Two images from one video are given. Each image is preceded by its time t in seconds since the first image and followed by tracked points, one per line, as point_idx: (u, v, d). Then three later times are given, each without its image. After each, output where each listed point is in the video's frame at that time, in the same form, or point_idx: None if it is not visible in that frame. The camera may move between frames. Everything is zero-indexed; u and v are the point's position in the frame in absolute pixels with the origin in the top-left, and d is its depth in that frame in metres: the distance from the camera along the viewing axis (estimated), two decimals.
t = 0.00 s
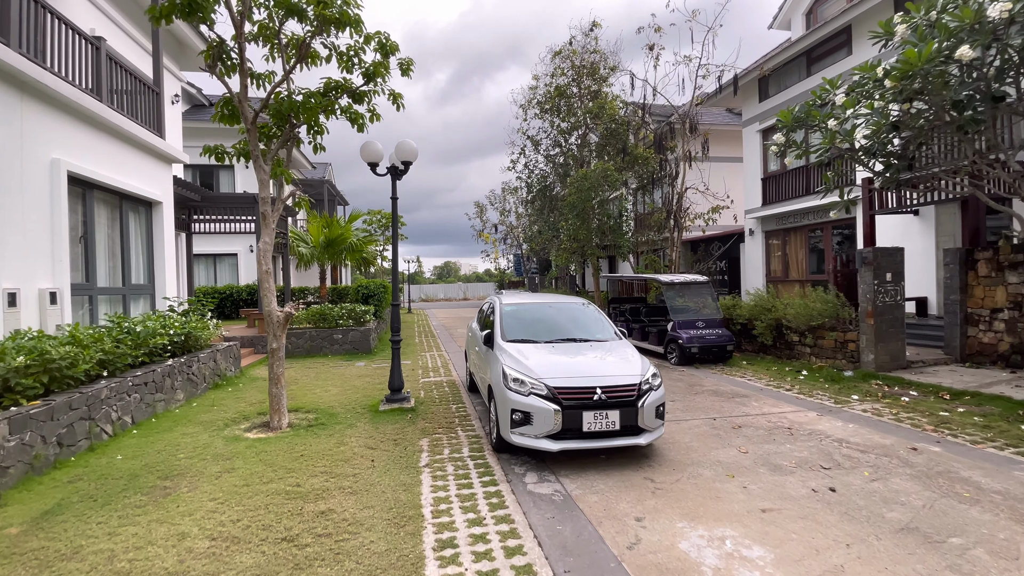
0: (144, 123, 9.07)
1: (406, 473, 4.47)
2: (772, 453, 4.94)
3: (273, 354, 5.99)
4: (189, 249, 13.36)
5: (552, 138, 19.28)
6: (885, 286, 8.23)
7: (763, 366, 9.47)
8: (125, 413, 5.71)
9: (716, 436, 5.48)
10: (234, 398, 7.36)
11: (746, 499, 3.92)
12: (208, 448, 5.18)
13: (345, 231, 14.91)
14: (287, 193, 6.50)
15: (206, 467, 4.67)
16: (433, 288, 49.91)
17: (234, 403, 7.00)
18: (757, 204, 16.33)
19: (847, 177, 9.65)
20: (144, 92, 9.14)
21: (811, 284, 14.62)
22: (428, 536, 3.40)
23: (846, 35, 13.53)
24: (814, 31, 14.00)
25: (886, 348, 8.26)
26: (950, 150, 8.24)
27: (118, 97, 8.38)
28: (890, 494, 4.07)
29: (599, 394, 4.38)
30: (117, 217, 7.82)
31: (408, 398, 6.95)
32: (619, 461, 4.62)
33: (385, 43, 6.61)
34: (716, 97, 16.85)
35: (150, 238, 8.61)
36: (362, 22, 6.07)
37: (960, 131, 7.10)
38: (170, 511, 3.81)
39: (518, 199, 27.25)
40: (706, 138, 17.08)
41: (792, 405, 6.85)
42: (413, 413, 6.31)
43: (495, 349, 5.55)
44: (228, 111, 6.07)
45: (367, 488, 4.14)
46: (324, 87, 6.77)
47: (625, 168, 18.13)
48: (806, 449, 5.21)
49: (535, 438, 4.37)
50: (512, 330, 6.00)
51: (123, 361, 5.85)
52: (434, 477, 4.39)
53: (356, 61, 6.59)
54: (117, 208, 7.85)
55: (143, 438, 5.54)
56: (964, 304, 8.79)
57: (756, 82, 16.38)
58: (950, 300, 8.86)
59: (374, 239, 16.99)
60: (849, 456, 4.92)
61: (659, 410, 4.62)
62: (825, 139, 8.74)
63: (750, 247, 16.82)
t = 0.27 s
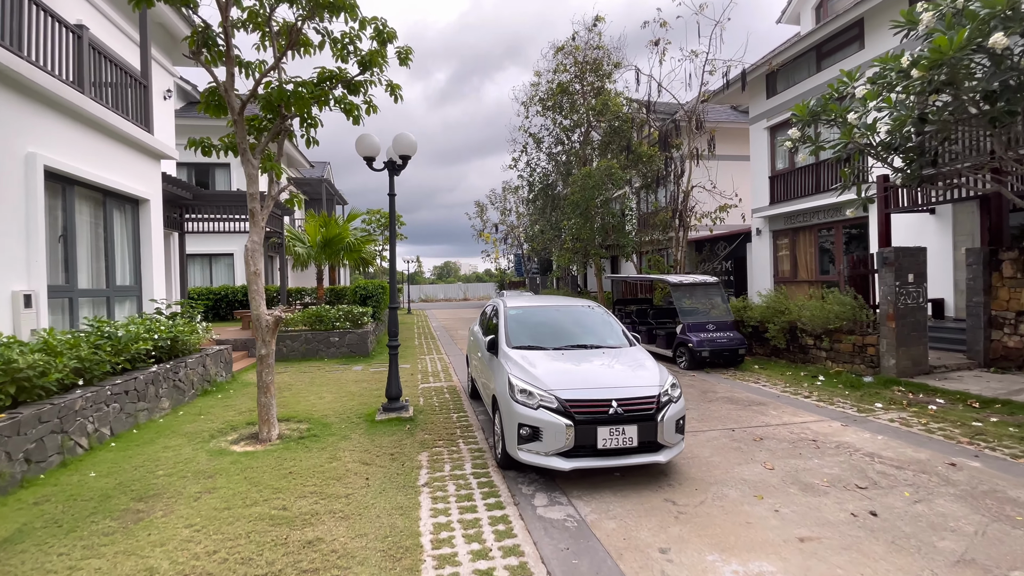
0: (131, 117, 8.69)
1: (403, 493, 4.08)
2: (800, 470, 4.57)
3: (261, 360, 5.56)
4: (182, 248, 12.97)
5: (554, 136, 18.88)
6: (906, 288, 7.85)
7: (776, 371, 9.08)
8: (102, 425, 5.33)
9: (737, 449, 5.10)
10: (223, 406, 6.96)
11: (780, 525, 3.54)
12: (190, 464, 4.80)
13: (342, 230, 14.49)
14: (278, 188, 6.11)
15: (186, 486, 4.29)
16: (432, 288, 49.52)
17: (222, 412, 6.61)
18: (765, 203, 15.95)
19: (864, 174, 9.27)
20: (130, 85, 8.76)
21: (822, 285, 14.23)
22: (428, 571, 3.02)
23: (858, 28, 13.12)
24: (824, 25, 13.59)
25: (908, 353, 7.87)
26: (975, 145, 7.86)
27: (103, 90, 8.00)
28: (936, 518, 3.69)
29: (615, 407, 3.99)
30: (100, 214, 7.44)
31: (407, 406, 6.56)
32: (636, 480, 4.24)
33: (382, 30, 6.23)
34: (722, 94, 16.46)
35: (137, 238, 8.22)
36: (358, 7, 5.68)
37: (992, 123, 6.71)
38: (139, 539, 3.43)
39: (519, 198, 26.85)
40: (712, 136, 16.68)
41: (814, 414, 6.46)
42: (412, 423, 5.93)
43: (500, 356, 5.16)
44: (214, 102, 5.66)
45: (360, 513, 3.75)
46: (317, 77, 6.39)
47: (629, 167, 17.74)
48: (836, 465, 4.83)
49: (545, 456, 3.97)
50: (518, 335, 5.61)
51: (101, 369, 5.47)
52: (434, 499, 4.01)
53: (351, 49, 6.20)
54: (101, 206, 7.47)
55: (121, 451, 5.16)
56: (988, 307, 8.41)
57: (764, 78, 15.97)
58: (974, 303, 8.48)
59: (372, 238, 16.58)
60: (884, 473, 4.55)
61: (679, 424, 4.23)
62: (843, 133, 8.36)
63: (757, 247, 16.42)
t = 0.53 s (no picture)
0: (115, 109, 8.28)
1: (396, 514, 3.68)
2: (832, 486, 4.18)
3: (245, 365, 5.13)
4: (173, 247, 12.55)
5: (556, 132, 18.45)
6: (930, 286, 7.45)
7: (790, 374, 8.68)
8: (73, 435, 4.93)
9: (761, 461, 4.72)
10: (208, 412, 6.56)
11: (821, 551, 3.15)
12: (166, 478, 4.41)
13: (339, 228, 14.07)
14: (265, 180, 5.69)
15: (158, 505, 3.88)
16: (432, 287, 49.12)
17: (207, 418, 6.20)
18: (773, 200, 15.54)
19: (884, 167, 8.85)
20: (114, 74, 8.34)
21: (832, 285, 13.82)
22: None
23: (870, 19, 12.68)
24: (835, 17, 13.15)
25: (931, 355, 7.47)
26: (1003, 137, 7.46)
27: (84, 79, 7.59)
28: (994, 545, 3.30)
29: (632, 417, 3.59)
30: (79, 209, 7.04)
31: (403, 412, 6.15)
32: (655, 498, 3.84)
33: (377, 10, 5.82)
34: (729, 89, 16.04)
35: (119, 235, 7.81)
36: None
37: None
38: (98, 570, 3.03)
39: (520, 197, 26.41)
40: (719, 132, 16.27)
41: (837, 421, 6.06)
42: (408, 431, 5.53)
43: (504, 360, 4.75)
44: (195, 85, 5.24)
45: (348, 537, 3.35)
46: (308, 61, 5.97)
47: (633, 164, 17.32)
48: (870, 479, 4.43)
49: (556, 472, 3.56)
50: (522, 338, 5.20)
51: (72, 374, 5.06)
52: (432, 519, 3.61)
53: (343, 31, 5.78)
54: (80, 200, 7.08)
55: (92, 464, 4.75)
56: (1014, 307, 8.01)
57: (772, 72, 15.55)
58: (999, 302, 8.08)
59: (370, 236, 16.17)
60: (925, 490, 4.16)
61: (701, 436, 3.84)
62: (862, 125, 7.95)
63: (764, 245, 16.01)
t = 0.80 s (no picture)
0: (98, 102, 7.88)
1: (392, 546, 3.27)
2: (873, 510, 3.80)
3: (228, 374, 4.71)
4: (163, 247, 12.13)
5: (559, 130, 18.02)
6: (957, 289, 7.07)
7: (807, 379, 8.29)
8: (41, 451, 4.53)
9: (790, 480, 4.33)
10: (193, 422, 6.16)
11: None
12: (140, 501, 4.01)
13: (336, 228, 13.66)
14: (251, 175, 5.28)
15: (127, 533, 3.50)
16: (430, 288, 48.65)
17: (191, 430, 5.79)
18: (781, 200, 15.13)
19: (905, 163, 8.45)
20: (98, 66, 7.94)
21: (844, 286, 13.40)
22: None
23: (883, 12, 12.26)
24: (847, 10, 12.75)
25: (958, 361, 7.07)
26: None
27: (63, 70, 7.18)
28: None
29: (656, 438, 3.19)
30: (56, 207, 6.63)
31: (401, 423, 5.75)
32: (681, 527, 3.44)
33: None
34: (736, 85, 15.64)
35: (102, 235, 7.40)
36: None
37: None
38: None
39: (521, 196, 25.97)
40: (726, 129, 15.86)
41: (866, 433, 5.67)
42: (406, 444, 5.13)
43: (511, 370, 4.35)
44: (176, 72, 4.84)
45: None
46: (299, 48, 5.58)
47: (637, 162, 16.89)
48: (913, 502, 4.04)
49: (570, 501, 3.17)
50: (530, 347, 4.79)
51: (41, 385, 4.64)
52: (431, 552, 3.22)
53: (337, 16, 5.39)
54: (58, 197, 6.67)
55: (60, 484, 4.34)
56: None
57: (780, 67, 15.15)
58: None
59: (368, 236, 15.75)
60: (976, 515, 3.78)
61: (731, 457, 3.44)
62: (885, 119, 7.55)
63: (771, 245, 15.60)
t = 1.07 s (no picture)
0: (81, 92, 7.49)
1: None
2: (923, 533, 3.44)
3: (213, 382, 4.33)
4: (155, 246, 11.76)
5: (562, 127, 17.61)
6: (986, 290, 6.71)
7: (825, 384, 7.91)
8: (8, 466, 4.16)
9: (825, 498, 3.97)
10: (180, 431, 5.79)
11: None
12: (113, 523, 3.64)
13: (334, 226, 13.26)
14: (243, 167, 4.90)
15: (95, 562, 3.13)
16: (430, 288, 48.26)
17: (175, 440, 5.42)
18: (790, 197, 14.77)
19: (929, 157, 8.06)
20: (82, 54, 7.54)
21: (856, 286, 13.04)
22: None
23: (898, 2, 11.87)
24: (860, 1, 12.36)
25: (988, 364, 6.70)
26: None
27: (42, 58, 6.79)
28: None
29: (689, 457, 2.82)
30: (34, 203, 6.24)
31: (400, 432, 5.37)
32: (714, 555, 3.08)
33: None
34: (744, 79, 15.26)
35: (86, 232, 7.04)
36: None
37: None
38: None
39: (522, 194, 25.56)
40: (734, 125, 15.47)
41: (897, 442, 5.31)
42: (406, 456, 4.76)
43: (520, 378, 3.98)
44: (156, 53, 4.46)
45: None
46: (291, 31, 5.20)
47: (642, 159, 16.51)
48: (964, 523, 3.68)
49: (592, 529, 2.80)
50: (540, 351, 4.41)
51: (7, 395, 4.25)
52: None
53: None
54: (35, 192, 6.28)
55: (27, 502, 3.97)
56: None
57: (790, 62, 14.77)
58: None
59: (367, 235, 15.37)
60: None
61: (769, 478, 3.07)
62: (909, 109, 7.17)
63: (779, 245, 15.21)
